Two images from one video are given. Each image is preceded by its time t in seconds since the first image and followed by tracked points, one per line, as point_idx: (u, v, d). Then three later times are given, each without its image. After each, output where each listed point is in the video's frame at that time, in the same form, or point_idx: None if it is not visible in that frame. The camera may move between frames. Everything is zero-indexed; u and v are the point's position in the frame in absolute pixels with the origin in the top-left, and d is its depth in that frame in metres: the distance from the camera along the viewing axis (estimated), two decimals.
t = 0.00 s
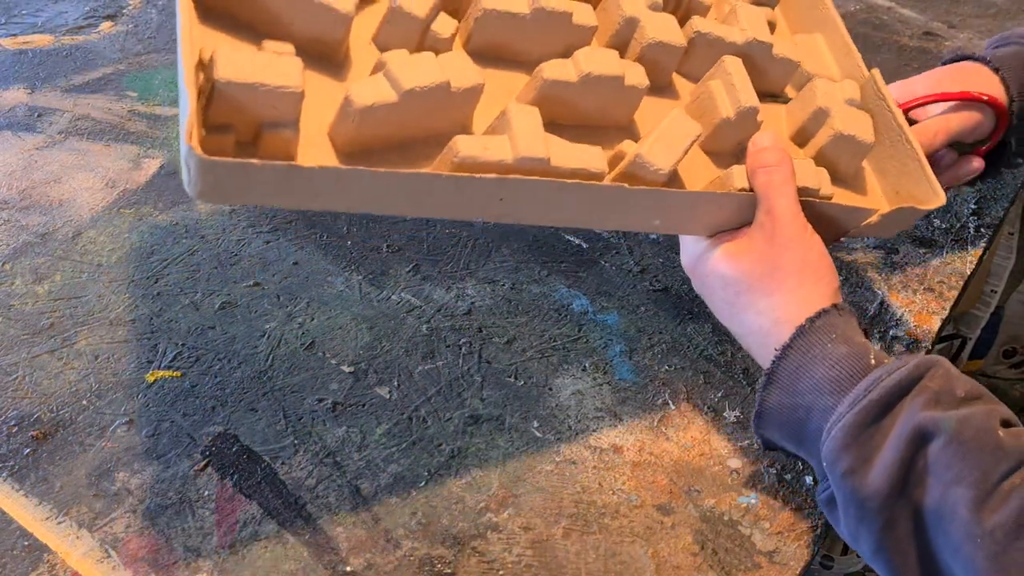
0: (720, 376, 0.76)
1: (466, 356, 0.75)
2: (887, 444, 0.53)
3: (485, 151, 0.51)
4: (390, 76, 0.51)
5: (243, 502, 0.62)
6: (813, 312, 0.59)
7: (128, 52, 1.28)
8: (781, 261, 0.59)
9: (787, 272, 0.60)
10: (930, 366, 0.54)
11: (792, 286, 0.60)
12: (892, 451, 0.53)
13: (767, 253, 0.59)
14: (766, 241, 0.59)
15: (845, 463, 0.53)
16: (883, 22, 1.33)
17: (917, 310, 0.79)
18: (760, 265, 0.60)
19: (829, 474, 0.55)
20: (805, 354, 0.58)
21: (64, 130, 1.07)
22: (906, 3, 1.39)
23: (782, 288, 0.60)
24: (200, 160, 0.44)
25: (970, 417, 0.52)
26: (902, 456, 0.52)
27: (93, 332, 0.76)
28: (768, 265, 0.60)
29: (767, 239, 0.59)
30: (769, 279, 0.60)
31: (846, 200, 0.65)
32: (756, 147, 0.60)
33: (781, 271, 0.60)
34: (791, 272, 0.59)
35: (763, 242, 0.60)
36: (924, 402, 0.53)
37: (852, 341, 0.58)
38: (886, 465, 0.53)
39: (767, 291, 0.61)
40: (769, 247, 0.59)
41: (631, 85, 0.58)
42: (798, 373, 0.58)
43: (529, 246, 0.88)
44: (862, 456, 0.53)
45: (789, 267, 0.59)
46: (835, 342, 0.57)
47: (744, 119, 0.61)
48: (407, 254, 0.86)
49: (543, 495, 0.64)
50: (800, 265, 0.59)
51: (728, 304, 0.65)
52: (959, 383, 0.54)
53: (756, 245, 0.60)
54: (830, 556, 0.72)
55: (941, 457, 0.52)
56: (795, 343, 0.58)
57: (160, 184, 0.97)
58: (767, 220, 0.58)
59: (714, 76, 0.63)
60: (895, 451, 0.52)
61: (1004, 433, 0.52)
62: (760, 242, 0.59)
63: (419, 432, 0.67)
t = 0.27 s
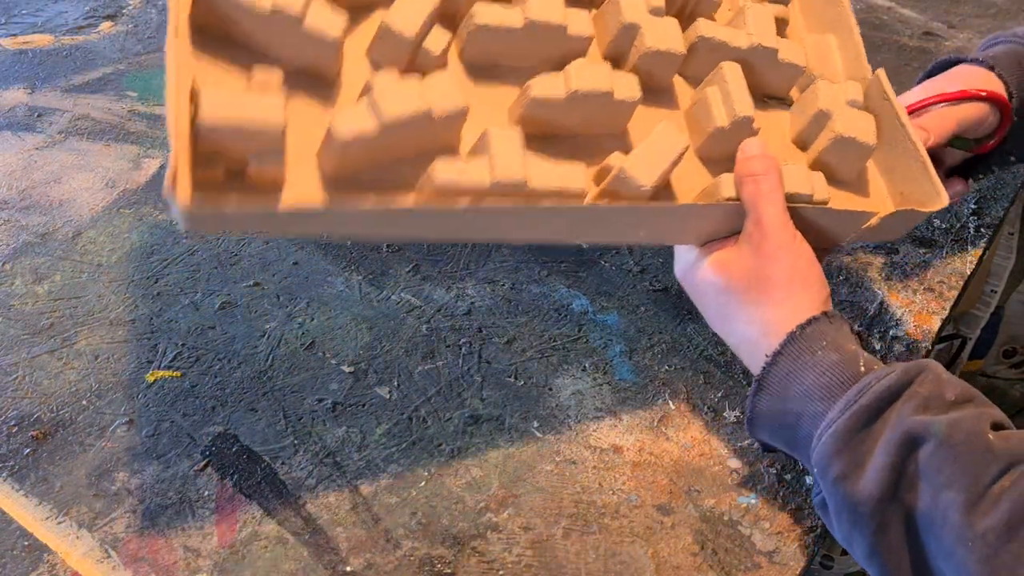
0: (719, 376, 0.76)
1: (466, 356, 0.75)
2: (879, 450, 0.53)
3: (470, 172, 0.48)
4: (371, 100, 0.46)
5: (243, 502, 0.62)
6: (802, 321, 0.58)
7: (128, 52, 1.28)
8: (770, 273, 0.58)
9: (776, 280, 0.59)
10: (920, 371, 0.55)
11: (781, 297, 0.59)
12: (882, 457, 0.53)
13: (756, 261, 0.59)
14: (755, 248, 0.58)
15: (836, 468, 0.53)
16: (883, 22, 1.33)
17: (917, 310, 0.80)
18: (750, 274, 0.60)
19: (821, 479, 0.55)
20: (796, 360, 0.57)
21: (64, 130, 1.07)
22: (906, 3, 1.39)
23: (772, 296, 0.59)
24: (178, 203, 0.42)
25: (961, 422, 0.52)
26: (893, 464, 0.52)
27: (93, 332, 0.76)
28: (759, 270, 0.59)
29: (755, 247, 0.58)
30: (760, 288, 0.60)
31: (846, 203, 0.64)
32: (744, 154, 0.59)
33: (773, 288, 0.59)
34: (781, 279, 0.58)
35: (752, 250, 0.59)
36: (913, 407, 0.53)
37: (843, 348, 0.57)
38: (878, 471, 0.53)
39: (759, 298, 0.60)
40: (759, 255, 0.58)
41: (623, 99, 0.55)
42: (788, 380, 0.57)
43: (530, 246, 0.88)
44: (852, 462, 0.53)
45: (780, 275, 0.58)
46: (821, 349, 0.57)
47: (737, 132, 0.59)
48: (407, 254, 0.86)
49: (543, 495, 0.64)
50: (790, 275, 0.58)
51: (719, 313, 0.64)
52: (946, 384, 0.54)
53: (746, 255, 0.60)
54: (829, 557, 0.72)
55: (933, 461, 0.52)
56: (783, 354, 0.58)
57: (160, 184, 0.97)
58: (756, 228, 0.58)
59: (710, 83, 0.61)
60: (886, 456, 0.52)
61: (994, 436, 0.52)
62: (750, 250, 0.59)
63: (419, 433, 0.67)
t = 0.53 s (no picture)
0: (720, 376, 0.76)
1: (466, 356, 0.75)
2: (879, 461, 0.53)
3: (457, 142, 0.46)
4: (354, 63, 0.45)
5: (243, 502, 0.62)
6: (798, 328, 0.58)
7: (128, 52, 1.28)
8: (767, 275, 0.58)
9: (769, 289, 0.58)
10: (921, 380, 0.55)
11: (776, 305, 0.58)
12: (883, 466, 0.53)
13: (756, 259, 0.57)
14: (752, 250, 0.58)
15: (837, 477, 0.53)
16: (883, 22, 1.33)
17: (918, 309, 0.80)
18: (747, 281, 0.58)
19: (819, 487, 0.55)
20: (796, 367, 0.57)
21: (64, 130, 1.07)
22: (906, 3, 1.39)
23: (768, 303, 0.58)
24: (153, 127, 0.39)
25: (964, 433, 0.52)
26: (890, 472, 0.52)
27: (93, 332, 0.76)
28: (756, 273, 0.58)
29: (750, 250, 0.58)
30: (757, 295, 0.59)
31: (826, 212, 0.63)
32: (736, 156, 0.58)
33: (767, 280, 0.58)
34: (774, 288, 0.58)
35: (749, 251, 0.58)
36: (915, 416, 0.53)
37: (842, 355, 0.57)
38: (879, 480, 0.53)
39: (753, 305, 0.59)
40: (754, 262, 0.58)
41: (604, 88, 0.55)
42: (789, 386, 0.57)
43: (530, 246, 0.88)
44: (850, 470, 0.53)
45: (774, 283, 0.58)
46: (821, 361, 0.57)
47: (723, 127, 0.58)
48: (407, 254, 0.86)
49: (543, 495, 0.63)
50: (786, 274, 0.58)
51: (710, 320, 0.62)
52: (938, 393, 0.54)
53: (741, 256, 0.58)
54: (830, 556, 0.72)
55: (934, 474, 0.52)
56: (778, 366, 0.57)
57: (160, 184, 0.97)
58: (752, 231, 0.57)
59: (688, 84, 0.61)
60: (886, 465, 0.53)
61: (997, 448, 0.52)
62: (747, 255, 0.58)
63: (419, 433, 0.67)
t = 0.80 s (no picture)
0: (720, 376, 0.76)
1: (466, 356, 0.75)
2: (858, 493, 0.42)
3: (440, 98, 0.44)
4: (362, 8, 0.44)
5: (243, 502, 0.62)
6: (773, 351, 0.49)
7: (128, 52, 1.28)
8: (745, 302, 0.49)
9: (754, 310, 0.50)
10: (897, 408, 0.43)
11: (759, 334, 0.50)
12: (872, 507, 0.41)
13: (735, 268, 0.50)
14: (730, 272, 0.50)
15: (820, 518, 0.42)
16: (883, 22, 1.33)
17: (917, 310, 0.82)
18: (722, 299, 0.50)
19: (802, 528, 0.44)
20: (768, 396, 0.47)
21: (64, 130, 1.07)
22: (905, 4, 1.39)
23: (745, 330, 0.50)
24: None
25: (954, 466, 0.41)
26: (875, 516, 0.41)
27: (93, 332, 0.76)
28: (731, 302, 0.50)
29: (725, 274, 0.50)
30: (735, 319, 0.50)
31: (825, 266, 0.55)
32: (729, 182, 0.52)
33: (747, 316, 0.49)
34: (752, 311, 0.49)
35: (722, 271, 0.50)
36: (901, 447, 0.42)
37: (812, 386, 0.46)
38: (865, 526, 0.41)
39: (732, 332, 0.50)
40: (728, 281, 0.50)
41: (612, 97, 0.50)
42: (759, 416, 0.46)
43: (529, 246, 0.88)
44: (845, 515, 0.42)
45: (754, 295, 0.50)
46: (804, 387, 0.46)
47: (726, 164, 0.52)
48: (407, 254, 0.86)
49: (543, 495, 0.63)
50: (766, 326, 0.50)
51: (675, 345, 0.53)
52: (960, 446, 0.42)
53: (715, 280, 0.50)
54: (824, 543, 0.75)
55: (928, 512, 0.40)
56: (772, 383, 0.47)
57: (160, 184, 0.97)
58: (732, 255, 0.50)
59: (703, 119, 0.55)
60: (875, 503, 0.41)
61: (981, 475, 0.41)
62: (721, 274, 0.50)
63: (419, 432, 0.67)
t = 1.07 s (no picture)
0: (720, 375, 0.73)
1: (466, 356, 0.75)
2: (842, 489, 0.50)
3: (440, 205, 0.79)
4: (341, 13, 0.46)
5: (243, 502, 0.62)
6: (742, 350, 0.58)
7: (128, 51, 1.28)
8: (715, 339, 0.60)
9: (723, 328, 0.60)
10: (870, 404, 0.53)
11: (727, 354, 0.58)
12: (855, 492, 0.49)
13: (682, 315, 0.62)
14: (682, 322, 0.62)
15: (802, 505, 0.49)
16: (883, 22, 1.34)
17: (917, 309, 0.79)
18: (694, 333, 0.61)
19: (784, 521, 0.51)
20: (744, 391, 0.55)
21: (64, 130, 1.07)
22: (905, 4, 1.39)
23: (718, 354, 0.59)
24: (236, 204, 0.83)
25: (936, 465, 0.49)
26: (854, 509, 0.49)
27: (93, 332, 0.76)
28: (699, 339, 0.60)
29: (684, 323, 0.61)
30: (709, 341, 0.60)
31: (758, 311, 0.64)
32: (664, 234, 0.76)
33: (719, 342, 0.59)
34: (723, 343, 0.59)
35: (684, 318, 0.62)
36: (880, 431, 0.51)
37: (787, 381, 0.56)
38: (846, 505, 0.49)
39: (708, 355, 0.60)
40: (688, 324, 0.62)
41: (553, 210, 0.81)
42: (739, 411, 0.55)
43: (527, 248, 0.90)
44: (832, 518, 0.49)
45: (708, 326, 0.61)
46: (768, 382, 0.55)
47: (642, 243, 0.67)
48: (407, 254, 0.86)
49: (543, 495, 0.62)
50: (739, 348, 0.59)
51: (652, 359, 0.62)
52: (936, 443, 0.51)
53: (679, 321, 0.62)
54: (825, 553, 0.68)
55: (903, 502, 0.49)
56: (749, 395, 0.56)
57: (160, 184, 0.97)
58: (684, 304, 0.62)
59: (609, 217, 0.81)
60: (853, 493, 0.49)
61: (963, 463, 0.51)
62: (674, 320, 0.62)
63: (419, 433, 0.67)
